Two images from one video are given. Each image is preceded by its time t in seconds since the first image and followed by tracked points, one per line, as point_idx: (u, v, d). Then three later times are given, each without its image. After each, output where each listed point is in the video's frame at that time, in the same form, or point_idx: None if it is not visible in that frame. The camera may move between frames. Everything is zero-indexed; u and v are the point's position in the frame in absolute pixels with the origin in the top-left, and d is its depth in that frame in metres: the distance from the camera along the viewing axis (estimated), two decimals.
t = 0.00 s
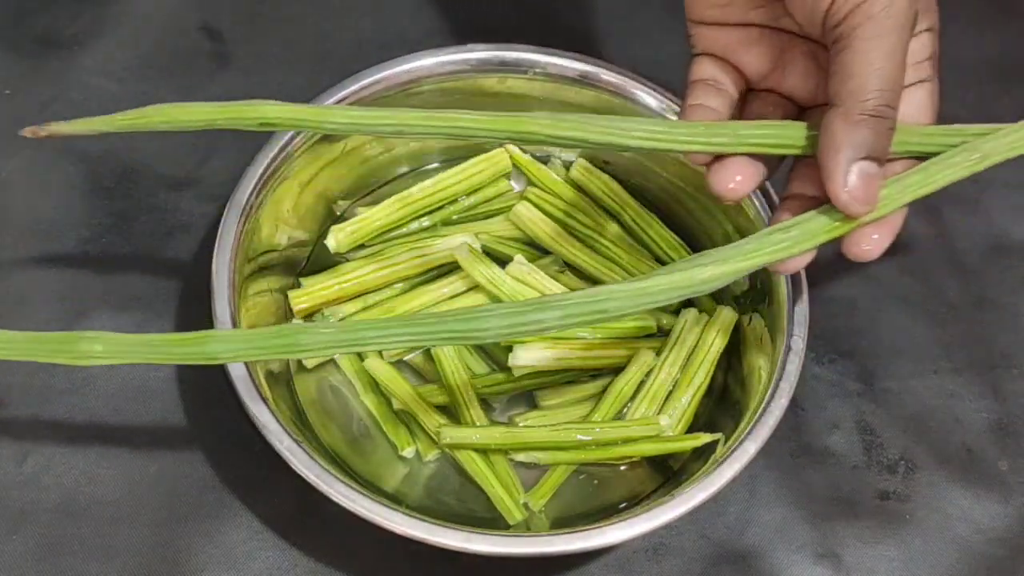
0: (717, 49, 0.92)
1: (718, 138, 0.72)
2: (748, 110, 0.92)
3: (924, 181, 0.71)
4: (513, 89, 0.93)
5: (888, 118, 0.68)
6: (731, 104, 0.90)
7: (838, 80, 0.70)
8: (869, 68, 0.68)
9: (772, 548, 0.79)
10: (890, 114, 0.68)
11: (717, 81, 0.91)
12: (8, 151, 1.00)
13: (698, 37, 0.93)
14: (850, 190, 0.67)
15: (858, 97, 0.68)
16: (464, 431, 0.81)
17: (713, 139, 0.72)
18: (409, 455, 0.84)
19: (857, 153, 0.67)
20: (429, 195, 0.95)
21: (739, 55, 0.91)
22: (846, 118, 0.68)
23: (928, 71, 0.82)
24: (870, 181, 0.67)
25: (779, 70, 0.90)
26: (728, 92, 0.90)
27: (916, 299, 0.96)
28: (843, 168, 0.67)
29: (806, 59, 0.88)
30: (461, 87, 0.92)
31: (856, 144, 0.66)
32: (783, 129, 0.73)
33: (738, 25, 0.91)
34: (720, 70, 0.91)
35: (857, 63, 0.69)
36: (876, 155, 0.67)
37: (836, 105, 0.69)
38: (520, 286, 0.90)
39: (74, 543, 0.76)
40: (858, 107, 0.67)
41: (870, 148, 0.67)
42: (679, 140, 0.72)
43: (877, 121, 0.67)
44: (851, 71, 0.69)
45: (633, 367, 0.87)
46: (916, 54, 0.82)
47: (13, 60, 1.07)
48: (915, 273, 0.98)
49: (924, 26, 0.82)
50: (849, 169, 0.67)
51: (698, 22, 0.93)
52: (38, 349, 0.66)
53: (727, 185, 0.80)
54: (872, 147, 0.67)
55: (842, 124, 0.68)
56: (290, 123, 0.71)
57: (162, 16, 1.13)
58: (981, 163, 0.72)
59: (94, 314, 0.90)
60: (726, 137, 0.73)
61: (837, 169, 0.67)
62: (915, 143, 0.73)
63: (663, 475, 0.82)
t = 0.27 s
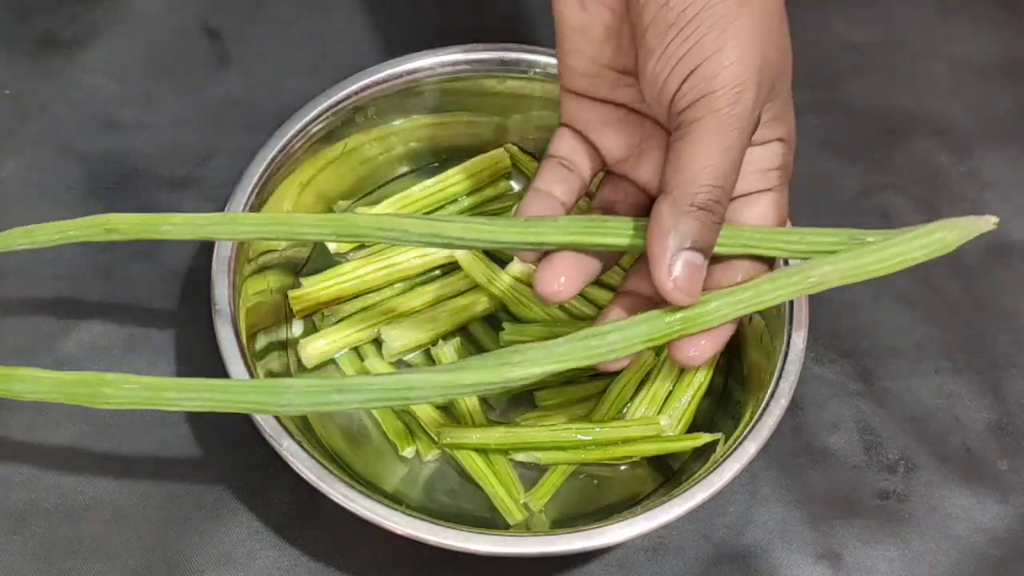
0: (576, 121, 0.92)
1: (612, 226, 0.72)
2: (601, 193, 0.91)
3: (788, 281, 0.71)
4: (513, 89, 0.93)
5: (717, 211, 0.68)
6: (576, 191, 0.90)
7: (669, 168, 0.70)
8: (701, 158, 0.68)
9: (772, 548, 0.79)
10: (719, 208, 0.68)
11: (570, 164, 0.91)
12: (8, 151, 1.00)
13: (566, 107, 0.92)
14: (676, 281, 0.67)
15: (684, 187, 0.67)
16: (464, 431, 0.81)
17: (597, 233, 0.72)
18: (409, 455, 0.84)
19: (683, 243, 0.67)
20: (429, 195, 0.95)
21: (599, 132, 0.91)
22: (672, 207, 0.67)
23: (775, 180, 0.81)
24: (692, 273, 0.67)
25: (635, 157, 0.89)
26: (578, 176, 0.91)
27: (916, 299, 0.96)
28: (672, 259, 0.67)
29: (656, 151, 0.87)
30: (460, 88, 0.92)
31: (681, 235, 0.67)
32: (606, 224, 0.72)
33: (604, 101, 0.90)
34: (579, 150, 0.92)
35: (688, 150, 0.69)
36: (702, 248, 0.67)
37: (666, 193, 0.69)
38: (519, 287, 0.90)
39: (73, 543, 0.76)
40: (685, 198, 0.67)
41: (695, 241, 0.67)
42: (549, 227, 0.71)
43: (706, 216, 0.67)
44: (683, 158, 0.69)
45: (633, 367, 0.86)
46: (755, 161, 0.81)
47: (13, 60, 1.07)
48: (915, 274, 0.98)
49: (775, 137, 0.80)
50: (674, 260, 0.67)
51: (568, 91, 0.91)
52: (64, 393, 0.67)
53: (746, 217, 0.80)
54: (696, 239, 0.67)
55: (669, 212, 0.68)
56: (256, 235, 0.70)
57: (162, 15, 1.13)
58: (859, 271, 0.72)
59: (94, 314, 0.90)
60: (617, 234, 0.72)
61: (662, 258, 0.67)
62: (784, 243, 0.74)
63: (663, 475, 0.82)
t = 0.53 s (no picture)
0: (544, 145, 0.93)
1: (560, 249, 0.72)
2: (565, 217, 0.92)
3: (741, 313, 0.71)
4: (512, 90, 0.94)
5: (670, 241, 0.67)
6: (539, 213, 0.91)
7: (622, 198, 0.69)
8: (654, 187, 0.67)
9: (772, 548, 0.79)
10: (671, 237, 0.67)
11: (536, 186, 0.92)
12: (7, 151, 1.00)
13: (533, 129, 0.93)
14: (628, 310, 0.67)
15: (637, 217, 0.67)
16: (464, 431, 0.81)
17: (553, 256, 0.72)
18: (409, 455, 0.84)
19: (634, 273, 0.66)
20: (428, 195, 0.95)
21: (565, 156, 0.92)
22: (625, 237, 0.67)
23: (734, 208, 0.82)
24: (644, 301, 0.67)
25: (599, 181, 0.90)
26: (541, 196, 0.92)
27: (916, 299, 0.96)
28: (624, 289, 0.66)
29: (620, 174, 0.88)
30: (460, 87, 0.92)
31: (633, 264, 0.66)
32: (559, 246, 0.72)
33: (570, 124, 0.91)
34: (545, 171, 0.93)
35: (642, 181, 0.68)
36: (654, 277, 0.67)
37: (620, 222, 0.68)
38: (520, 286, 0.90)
39: (73, 543, 0.76)
40: (636, 227, 0.66)
41: (647, 269, 0.66)
42: (504, 251, 0.71)
43: (658, 245, 0.66)
44: (635, 189, 0.68)
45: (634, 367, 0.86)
46: (715, 189, 0.82)
47: (12, 59, 1.07)
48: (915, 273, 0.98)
49: (733, 166, 0.81)
50: (624, 289, 0.66)
51: (536, 113, 0.92)
52: (20, 391, 0.69)
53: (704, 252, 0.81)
54: (648, 268, 0.66)
55: (620, 243, 0.67)
56: (209, 246, 0.70)
57: (161, 15, 1.13)
58: (813, 303, 0.71)
59: (94, 313, 0.90)
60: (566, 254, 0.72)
61: (616, 287, 0.67)
62: (740, 274, 0.74)
63: (663, 475, 0.82)
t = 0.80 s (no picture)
0: (525, 146, 0.92)
1: (531, 248, 0.71)
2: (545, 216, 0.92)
3: (714, 317, 0.69)
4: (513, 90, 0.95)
5: (645, 246, 0.65)
6: (517, 210, 0.90)
7: (595, 204, 0.68)
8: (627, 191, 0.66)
9: (772, 548, 0.79)
10: (645, 242, 0.65)
11: (515, 183, 0.91)
12: (7, 150, 1.00)
13: (513, 130, 0.93)
14: (602, 316, 0.65)
15: (611, 221, 0.65)
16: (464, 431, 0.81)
17: (526, 258, 0.71)
18: (409, 455, 0.84)
19: (608, 278, 0.64)
20: (428, 195, 0.95)
21: (545, 156, 0.92)
22: (598, 242, 0.65)
23: (713, 213, 0.82)
24: (618, 307, 0.65)
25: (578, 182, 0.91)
26: (520, 193, 0.91)
27: (916, 299, 0.96)
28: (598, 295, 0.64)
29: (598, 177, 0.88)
30: (460, 87, 0.92)
31: (606, 269, 0.64)
32: (533, 247, 0.71)
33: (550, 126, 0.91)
34: (524, 168, 0.92)
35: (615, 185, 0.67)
36: (630, 283, 0.65)
37: (593, 228, 0.67)
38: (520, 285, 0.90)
39: (74, 543, 0.76)
40: (610, 232, 0.65)
41: (622, 275, 0.64)
42: (478, 250, 0.70)
43: (632, 250, 0.65)
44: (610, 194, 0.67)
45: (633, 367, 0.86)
46: (695, 193, 0.82)
47: (13, 59, 1.07)
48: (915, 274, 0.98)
49: (714, 170, 0.81)
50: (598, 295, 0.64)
51: (516, 116, 0.92)
52: None
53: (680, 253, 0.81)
54: (623, 273, 0.64)
55: (594, 248, 0.65)
56: (173, 223, 0.69)
57: (162, 15, 1.13)
58: (790, 311, 0.70)
59: (95, 314, 0.90)
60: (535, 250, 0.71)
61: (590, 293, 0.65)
62: (717, 281, 0.73)
63: (663, 475, 0.82)
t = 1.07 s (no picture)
0: (530, 130, 0.92)
1: (545, 237, 0.70)
2: (552, 198, 0.91)
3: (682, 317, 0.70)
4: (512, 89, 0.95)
5: (651, 223, 0.64)
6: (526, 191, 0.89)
7: (601, 185, 0.67)
8: (631, 170, 0.65)
9: (773, 548, 0.79)
10: (652, 220, 0.64)
11: (522, 165, 0.90)
12: (7, 150, 1.00)
13: (517, 115, 0.92)
14: (612, 296, 0.63)
15: (616, 201, 0.64)
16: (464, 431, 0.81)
17: (541, 246, 0.71)
18: (409, 455, 0.84)
19: (615, 256, 0.63)
20: (428, 195, 0.95)
21: (551, 139, 0.91)
22: (604, 223, 0.64)
23: (721, 188, 0.81)
24: (627, 286, 0.63)
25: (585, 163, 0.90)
26: (528, 176, 0.90)
27: (916, 299, 0.96)
28: (605, 274, 0.63)
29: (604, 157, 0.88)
30: (461, 87, 0.92)
31: (614, 247, 0.63)
32: (547, 233, 0.70)
33: (553, 110, 0.91)
34: (529, 151, 0.91)
35: (619, 165, 0.66)
36: (638, 262, 0.63)
37: (599, 210, 0.66)
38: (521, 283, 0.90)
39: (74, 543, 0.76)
40: (616, 210, 0.64)
41: (630, 252, 0.63)
42: (489, 238, 0.70)
43: (639, 227, 0.63)
44: (614, 174, 0.66)
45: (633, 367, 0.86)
46: (704, 170, 0.82)
47: (13, 60, 1.07)
48: (915, 274, 0.98)
49: (720, 148, 0.81)
50: (606, 275, 0.63)
51: (520, 102, 0.91)
52: None
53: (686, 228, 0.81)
54: (631, 251, 0.63)
55: (600, 229, 0.64)
56: (183, 215, 0.69)
57: (162, 15, 1.13)
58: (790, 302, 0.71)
59: (95, 314, 0.90)
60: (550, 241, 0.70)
61: (599, 272, 0.63)
62: (729, 262, 0.71)
63: (663, 474, 0.82)
